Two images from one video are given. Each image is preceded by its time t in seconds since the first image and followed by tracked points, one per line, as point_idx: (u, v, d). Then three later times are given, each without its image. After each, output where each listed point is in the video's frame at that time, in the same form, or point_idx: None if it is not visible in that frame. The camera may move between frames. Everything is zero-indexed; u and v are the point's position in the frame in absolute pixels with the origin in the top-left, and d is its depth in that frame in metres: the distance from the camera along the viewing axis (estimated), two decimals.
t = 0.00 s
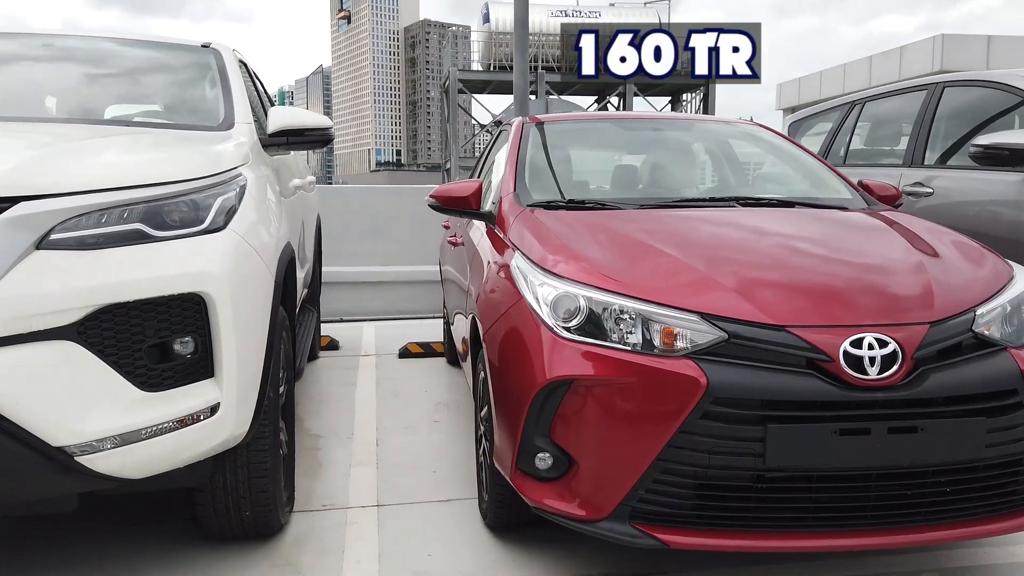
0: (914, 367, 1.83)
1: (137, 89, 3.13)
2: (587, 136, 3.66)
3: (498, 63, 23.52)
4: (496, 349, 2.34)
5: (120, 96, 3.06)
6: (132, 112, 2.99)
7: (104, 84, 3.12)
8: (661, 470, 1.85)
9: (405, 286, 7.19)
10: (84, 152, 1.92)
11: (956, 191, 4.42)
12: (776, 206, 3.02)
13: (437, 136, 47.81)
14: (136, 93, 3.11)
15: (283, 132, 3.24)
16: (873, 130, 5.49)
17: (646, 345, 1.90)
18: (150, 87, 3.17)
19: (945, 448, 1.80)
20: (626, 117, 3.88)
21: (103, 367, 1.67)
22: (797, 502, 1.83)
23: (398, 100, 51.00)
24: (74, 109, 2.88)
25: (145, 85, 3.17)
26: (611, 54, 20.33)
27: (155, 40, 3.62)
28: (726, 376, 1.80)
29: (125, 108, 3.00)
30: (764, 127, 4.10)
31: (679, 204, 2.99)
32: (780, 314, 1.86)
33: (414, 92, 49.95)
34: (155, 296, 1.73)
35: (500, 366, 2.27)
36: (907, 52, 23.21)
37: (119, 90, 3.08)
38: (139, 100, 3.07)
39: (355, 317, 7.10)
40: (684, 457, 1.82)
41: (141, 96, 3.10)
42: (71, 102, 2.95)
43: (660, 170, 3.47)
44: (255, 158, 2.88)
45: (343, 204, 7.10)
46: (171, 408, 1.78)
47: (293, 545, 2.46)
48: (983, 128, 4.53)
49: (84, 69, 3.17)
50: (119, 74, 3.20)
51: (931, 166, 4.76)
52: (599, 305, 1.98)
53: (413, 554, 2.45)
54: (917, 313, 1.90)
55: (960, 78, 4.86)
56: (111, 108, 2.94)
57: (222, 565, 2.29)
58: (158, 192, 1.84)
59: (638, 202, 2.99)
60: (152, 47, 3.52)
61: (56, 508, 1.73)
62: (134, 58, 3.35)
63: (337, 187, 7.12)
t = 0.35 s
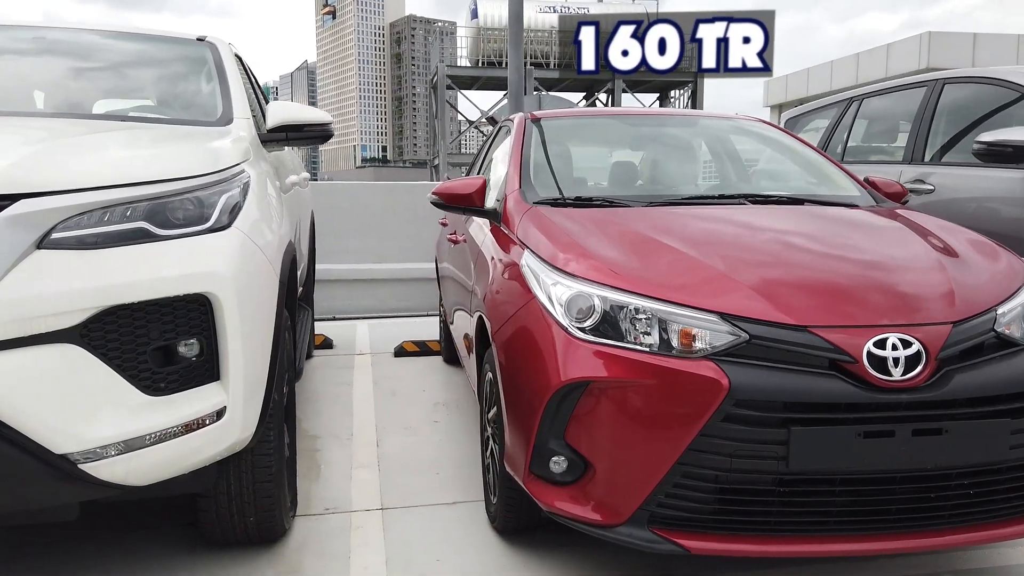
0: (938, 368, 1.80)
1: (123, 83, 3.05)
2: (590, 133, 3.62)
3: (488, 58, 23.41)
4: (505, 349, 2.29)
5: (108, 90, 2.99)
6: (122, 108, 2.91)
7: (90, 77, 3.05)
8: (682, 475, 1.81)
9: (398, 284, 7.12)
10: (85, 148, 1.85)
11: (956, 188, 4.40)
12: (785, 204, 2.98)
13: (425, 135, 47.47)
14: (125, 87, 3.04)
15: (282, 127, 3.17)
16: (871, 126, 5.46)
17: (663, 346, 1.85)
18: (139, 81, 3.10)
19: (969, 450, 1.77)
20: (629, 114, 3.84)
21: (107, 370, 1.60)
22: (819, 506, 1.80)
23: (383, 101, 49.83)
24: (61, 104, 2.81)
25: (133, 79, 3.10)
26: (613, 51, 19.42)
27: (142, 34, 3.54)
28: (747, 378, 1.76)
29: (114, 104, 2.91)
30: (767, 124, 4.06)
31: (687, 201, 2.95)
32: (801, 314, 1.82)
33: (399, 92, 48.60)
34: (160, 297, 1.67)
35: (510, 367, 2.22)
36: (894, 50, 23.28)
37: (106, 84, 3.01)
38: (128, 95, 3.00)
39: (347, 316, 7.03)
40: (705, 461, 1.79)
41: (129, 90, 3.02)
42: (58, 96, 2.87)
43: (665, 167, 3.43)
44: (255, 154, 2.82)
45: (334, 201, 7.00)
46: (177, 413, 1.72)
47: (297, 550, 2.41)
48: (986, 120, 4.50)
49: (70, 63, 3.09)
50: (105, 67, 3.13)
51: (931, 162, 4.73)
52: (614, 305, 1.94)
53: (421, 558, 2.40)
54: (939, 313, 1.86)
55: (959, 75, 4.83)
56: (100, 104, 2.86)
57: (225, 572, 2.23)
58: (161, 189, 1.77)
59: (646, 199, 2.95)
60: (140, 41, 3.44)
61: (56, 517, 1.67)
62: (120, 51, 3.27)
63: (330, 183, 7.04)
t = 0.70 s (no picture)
0: (958, 367, 1.79)
1: (112, 79, 2.99)
2: (593, 131, 3.60)
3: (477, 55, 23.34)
4: (516, 349, 2.27)
5: (98, 86, 2.92)
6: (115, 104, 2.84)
7: (78, 73, 2.98)
8: (702, 476, 1.80)
9: (391, 283, 7.07)
10: (90, 146, 1.81)
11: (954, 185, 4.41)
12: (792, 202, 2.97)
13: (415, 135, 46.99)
14: (115, 82, 2.97)
15: (283, 125, 3.13)
16: (867, 124, 5.44)
17: (680, 346, 1.84)
18: (130, 77, 3.03)
19: (989, 450, 1.77)
20: (632, 112, 3.83)
21: (118, 373, 1.57)
22: (839, 508, 1.79)
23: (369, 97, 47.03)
24: (50, 99, 2.74)
25: (123, 75, 3.03)
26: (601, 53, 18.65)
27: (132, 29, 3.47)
28: (767, 378, 1.75)
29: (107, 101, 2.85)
30: (769, 122, 4.06)
31: (694, 200, 2.93)
32: (820, 314, 1.80)
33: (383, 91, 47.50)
34: (171, 298, 1.63)
35: (521, 368, 2.19)
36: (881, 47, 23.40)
37: (95, 79, 2.94)
38: (119, 91, 2.93)
39: (341, 314, 6.97)
40: (725, 462, 1.78)
41: (120, 86, 2.96)
42: (46, 92, 2.80)
43: (669, 166, 3.42)
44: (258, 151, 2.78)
45: (325, 198, 6.92)
46: (190, 416, 1.68)
47: (304, 554, 2.37)
48: (985, 115, 4.49)
49: (57, 58, 3.02)
50: (93, 63, 3.06)
51: (928, 160, 4.73)
52: (630, 304, 1.92)
53: (431, 561, 2.37)
54: (957, 312, 1.86)
55: (957, 73, 4.82)
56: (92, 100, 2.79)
57: None
58: (170, 188, 1.74)
59: (653, 198, 2.93)
60: (130, 36, 3.37)
61: (65, 523, 1.63)
62: (108, 46, 3.20)
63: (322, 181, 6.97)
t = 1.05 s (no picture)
0: (971, 369, 1.79)
1: (104, 78, 2.95)
2: (597, 130, 3.59)
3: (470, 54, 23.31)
4: (524, 351, 2.26)
5: (92, 85, 2.89)
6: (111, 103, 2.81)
7: (69, 72, 2.94)
8: (716, 479, 1.80)
9: (388, 282, 7.05)
10: (100, 147, 1.79)
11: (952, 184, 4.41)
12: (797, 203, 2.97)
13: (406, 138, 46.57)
14: (108, 82, 2.94)
15: (288, 125, 3.11)
16: (863, 123, 5.43)
17: (694, 349, 1.83)
18: (124, 76, 3.00)
19: (1001, 452, 1.78)
20: (634, 112, 3.82)
21: (132, 378, 1.55)
22: (853, 510, 1.80)
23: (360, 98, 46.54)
24: (49, 99, 2.71)
25: (117, 74, 3.00)
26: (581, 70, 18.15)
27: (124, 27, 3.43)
28: (782, 381, 1.75)
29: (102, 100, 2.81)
30: (771, 123, 4.06)
31: (699, 201, 2.93)
32: (834, 316, 1.80)
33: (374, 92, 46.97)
34: (183, 302, 1.61)
35: (530, 370, 2.19)
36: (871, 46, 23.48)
37: (87, 78, 2.91)
38: (114, 90, 2.90)
39: (338, 314, 6.94)
40: (740, 465, 1.78)
41: (114, 85, 2.92)
42: (40, 91, 2.76)
43: (673, 166, 3.41)
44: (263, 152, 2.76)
45: (320, 197, 6.89)
46: (203, 421, 1.67)
47: (312, 557, 2.36)
48: (983, 113, 4.49)
49: (49, 57, 2.99)
50: (85, 62, 3.02)
51: (926, 160, 4.73)
52: (643, 307, 1.91)
53: (440, 564, 2.36)
54: (970, 315, 1.86)
55: (955, 73, 4.82)
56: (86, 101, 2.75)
57: None
58: (182, 190, 1.72)
59: (659, 198, 2.93)
60: (123, 34, 3.34)
61: (78, 529, 1.61)
62: (104, 44, 3.17)
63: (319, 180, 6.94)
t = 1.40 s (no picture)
0: (979, 371, 1.83)
1: (94, 79, 2.93)
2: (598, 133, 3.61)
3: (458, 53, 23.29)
4: (534, 353, 2.27)
5: (85, 87, 2.87)
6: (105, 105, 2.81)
7: (58, 74, 2.92)
8: (730, 480, 1.83)
9: (382, 283, 7.03)
10: (117, 153, 1.79)
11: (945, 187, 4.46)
12: (798, 206, 3.00)
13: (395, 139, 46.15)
14: (99, 83, 2.91)
15: (292, 129, 3.13)
16: (855, 127, 5.45)
17: (707, 351, 1.86)
18: (115, 78, 2.98)
19: (1008, 452, 1.81)
20: (635, 115, 3.85)
21: (154, 383, 1.55)
22: (864, 510, 1.83)
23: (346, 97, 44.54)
24: (51, 101, 2.70)
25: (108, 75, 2.97)
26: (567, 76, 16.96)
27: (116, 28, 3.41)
28: (795, 383, 1.77)
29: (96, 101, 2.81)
30: (769, 125, 4.10)
31: (701, 203, 2.95)
32: (845, 319, 1.83)
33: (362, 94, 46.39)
34: (204, 307, 1.62)
35: (541, 372, 2.20)
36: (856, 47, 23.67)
37: (90, 81, 2.90)
38: (107, 92, 2.88)
39: (331, 315, 6.92)
40: (753, 466, 1.81)
41: (105, 87, 2.90)
42: (32, 93, 2.74)
43: (674, 169, 3.44)
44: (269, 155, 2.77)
45: (313, 199, 6.87)
46: (223, 425, 1.68)
47: (322, 561, 2.36)
48: (973, 115, 4.54)
49: (39, 59, 2.96)
50: (75, 64, 3.00)
51: (919, 162, 4.76)
52: (656, 310, 1.94)
53: (450, 565, 2.38)
54: (976, 317, 1.89)
55: (949, 76, 4.83)
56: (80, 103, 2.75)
57: None
58: (200, 195, 1.73)
59: (664, 201, 2.96)
60: (116, 35, 3.31)
61: (99, 534, 1.62)
62: (106, 47, 3.16)
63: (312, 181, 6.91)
